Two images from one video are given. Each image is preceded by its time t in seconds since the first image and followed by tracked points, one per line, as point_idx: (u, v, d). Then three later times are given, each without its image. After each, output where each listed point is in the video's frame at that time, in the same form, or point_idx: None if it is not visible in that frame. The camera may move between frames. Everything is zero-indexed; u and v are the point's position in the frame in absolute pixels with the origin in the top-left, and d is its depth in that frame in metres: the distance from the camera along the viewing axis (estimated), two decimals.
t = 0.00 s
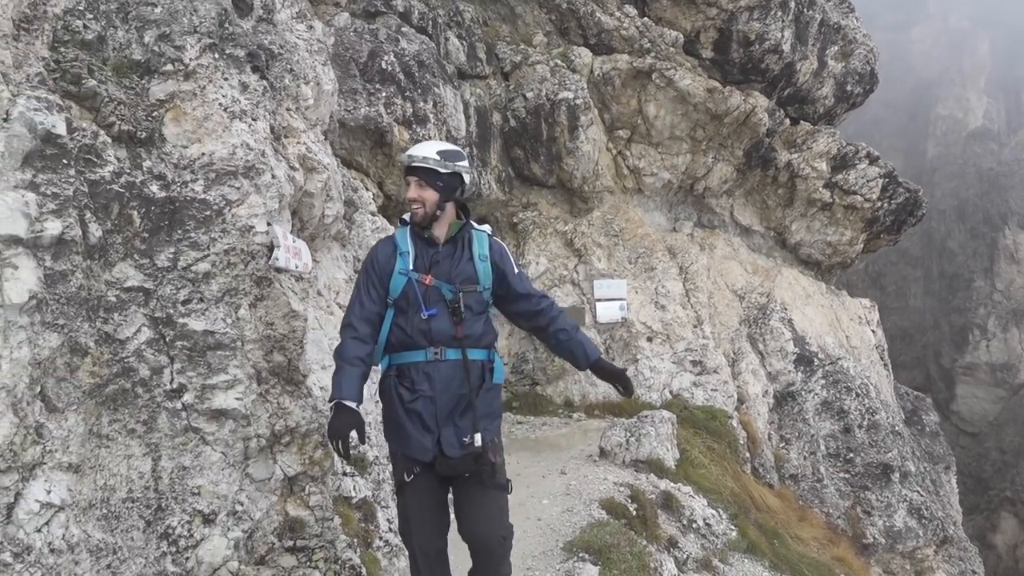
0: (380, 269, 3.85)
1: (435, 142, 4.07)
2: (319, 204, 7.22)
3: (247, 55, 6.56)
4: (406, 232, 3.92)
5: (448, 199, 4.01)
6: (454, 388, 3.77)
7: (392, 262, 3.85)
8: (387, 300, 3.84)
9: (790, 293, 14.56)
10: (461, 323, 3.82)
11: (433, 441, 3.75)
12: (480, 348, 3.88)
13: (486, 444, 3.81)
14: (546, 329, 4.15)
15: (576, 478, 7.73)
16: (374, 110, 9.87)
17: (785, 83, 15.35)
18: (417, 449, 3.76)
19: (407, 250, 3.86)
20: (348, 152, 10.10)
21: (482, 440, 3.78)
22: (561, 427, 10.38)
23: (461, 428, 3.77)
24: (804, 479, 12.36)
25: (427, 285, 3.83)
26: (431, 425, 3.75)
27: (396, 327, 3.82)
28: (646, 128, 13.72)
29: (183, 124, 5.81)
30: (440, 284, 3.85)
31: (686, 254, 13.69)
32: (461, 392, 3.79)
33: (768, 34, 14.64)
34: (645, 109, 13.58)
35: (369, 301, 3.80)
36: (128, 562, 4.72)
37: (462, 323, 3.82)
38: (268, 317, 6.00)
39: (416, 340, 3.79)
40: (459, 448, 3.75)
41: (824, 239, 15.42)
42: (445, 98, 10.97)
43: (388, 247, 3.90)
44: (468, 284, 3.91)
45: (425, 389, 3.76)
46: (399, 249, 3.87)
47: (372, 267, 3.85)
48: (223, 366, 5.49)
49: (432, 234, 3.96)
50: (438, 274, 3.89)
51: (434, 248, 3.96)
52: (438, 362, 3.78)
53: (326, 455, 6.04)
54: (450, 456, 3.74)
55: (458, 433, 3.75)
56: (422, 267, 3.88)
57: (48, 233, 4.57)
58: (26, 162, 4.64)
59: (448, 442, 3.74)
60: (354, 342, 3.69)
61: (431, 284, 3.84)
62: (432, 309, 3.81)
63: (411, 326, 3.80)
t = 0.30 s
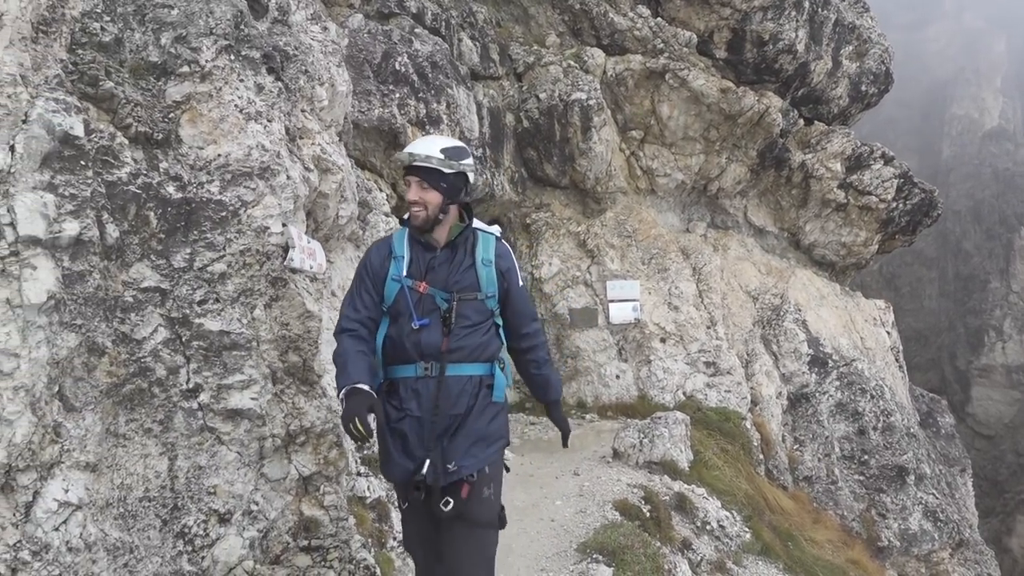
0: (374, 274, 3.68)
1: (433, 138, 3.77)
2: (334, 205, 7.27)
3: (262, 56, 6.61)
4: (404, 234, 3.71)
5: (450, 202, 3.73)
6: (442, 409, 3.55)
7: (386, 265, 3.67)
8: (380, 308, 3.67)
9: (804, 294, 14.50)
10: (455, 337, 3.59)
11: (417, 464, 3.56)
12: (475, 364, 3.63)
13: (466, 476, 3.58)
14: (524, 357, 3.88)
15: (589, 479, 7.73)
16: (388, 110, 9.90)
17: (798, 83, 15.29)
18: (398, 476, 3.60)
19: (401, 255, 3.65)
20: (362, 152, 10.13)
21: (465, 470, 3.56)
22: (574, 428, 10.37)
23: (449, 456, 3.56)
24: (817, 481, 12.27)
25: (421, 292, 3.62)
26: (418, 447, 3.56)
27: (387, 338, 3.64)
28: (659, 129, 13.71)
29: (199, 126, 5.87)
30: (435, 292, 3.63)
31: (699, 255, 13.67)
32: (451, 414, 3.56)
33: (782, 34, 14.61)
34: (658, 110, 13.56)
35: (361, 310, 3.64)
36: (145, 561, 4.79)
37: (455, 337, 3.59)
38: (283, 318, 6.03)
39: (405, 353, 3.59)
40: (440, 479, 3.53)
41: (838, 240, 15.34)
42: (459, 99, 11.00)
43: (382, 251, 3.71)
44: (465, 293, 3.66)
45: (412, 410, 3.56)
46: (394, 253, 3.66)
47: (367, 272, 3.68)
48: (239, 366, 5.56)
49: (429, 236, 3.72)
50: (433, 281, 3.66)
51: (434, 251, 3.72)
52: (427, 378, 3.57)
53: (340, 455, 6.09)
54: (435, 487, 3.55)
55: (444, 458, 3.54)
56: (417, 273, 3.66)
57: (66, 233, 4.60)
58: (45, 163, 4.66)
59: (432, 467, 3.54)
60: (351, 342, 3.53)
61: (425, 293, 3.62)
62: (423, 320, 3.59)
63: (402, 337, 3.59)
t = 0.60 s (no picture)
0: (369, 279, 3.63)
1: (462, 134, 3.79)
2: (348, 205, 7.31)
3: (277, 57, 6.69)
4: (401, 237, 3.65)
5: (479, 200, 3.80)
6: (446, 424, 3.43)
7: (382, 269, 3.60)
8: (376, 314, 3.59)
9: (819, 295, 14.42)
10: (457, 346, 3.48)
11: (419, 485, 3.42)
12: (478, 377, 3.52)
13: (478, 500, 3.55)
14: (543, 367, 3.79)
15: (601, 480, 7.74)
16: (402, 111, 9.94)
17: (813, 83, 15.21)
18: (398, 497, 3.44)
19: (399, 256, 3.59)
20: (376, 153, 10.17)
21: (475, 495, 3.48)
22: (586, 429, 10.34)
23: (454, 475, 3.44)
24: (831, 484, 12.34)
25: (420, 297, 3.52)
26: (421, 468, 3.42)
27: (382, 347, 3.53)
28: (673, 129, 13.69)
29: (214, 126, 5.90)
30: (436, 297, 3.53)
31: (713, 256, 13.65)
32: (454, 430, 3.44)
33: (797, 34, 14.56)
34: (672, 110, 13.53)
35: (354, 320, 3.64)
36: (159, 560, 4.83)
37: (456, 346, 3.48)
38: (297, 317, 6.13)
39: (404, 364, 3.46)
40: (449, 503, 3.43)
41: (853, 241, 15.25)
42: (471, 100, 11.02)
43: (379, 254, 3.65)
44: (466, 300, 3.56)
45: (413, 426, 3.42)
46: (390, 256, 3.61)
47: (363, 278, 3.63)
48: (253, 366, 5.62)
49: (431, 239, 3.68)
50: (433, 287, 3.57)
51: (434, 255, 3.66)
52: (429, 392, 3.44)
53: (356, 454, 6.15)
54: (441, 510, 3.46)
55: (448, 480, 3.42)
56: (416, 278, 3.58)
57: (82, 233, 4.64)
58: (61, 163, 4.70)
59: (436, 489, 3.40)
60: (337, 373, 3.62)
61: (425, 298, 3.52)
62: (423, 326, 3.48)
63: (399, 345, 3.47)
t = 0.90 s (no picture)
0: (354, 281, 3.37)
1: (485, 136, 3.58)
2: (361, 205, 7.34)
3: (291, 58, 6.74)
4: (389, 235, 3.44)
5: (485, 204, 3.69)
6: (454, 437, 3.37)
7: (370, 270, 3.37)
8: (362, 320, 3.35)
9: (833, 295, 14.33)
10: (460, 355, 3.43)
11: (431, 503, 3.34)
12: (476, 384, 3.51)
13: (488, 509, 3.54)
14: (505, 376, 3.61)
15: (615, 480, 7.72)
16: (414, 112, 9.96)
17: (828, 82, 15.11)
18: (409, 522, 3.29)
19: (391, 257, 3.39)
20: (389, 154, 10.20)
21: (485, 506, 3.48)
22: (599, 429, 10.31)
23: (463, 489, 3.42)
24: (847, 485, 12.25)
25: (418, 303, 3.38)
26: (431, 486, 3.33)
27: (376, 357, 3.35)
28: (686, 129, 13.65)
29: (229, 127, 5.93)
30: (434, 302, 3.41)
31: (726, 256, 13.60)
32: (460, 442, 3.42)
33: (811, 32, 14.48)
34: (685, 110, 13.50)
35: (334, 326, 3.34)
36: (175, 559, 4.89)
37: (458, 353, 3.43)
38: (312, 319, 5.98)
39: (406, 376, 3.33)
40: (463, 518, 3.41)
41: (868, 240, 15.13)
42: (484, 100, 11.04)
43: (364, 252, 3.40)
44: (464, 304, 3.49)
45: (423, 442, 3.31)
46: (381, 256, 3.39)
47: (344, 279, 3.36)
48: (267, 366, 5.63)
49: (424, 239, 3.48)
50: (430, 291, 3.45)
51: (428, 257, 3.49)
52: (437, 404, 3.36)
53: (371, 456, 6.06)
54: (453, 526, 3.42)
55: (459, 494, 3.40)
56: (409, 281, 3.42)
57: (98, 234, 4.67)
58: (77, 165, 4.73)
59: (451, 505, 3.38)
60: (315, 385, 3.27)
61: (424, 303, 3.39)
62: (424, 334, 3.37)
63: (400, 356, 3.33)
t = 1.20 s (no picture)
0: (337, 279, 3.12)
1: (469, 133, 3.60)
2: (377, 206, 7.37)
3: (305, 60, 6.77)
4: (372, 235, 3.28)
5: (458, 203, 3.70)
6: (445, 442, 3.35)
7: (359, 272, 3.18)
8: (349, 324, 3.16)
9: (849, 294, 14.23)
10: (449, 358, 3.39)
11: (427, 513, 3.30)
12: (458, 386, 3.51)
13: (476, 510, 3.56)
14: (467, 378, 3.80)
15: (629, 481, 7.70)
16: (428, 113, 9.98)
17: (842, 80, 15.01)
18: (407, 533, 3.23)
19: (380, 258, 3.23)
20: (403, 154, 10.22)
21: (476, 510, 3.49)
22: (613, 429, 10.28)
23: (454, 494, 3.41)
24: (864, 486, 12.05)
25: (408, 306, 3.29)
26: (426, 495, 3.29)
27: (364, 363, 3.20)
28: (700, 128, 13.61)
29: (244, 129, 6.01)
30: (423, 306, 3.34)
31: (741, 255, 13.55)
32: (450, 446, 3.41)
33: (826, 30, 14.40)
34: (699, 109, 13.47)
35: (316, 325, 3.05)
36: (192, 558, 4.91)
37: (446, 357, 3.40)
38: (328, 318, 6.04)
39: (400, 383, 3.24)
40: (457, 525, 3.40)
41: (884, 239, 15.03)
42: (497, 100, 11.04)
43: (350, 251, 3.18)
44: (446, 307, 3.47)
45: (418, 450, 3.26)
46: (369, 257, 3.21)
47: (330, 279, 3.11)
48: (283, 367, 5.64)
49: (410, 239, 3.40)
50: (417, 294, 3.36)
51: (410, 257, 3.41)
52: (429, 411, 3.32)
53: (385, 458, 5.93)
54: (445, 533, 3.38)
55: (451, 500, 3.39)
56: (395, 284, 3.30)
57: (116, 235, 4.70)
58: (94, 167, 4.77)
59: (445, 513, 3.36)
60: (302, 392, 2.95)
61: (415, 307, 3.30)
62: (415, 339, 3.29)
63: (393, 362, 3.22)
